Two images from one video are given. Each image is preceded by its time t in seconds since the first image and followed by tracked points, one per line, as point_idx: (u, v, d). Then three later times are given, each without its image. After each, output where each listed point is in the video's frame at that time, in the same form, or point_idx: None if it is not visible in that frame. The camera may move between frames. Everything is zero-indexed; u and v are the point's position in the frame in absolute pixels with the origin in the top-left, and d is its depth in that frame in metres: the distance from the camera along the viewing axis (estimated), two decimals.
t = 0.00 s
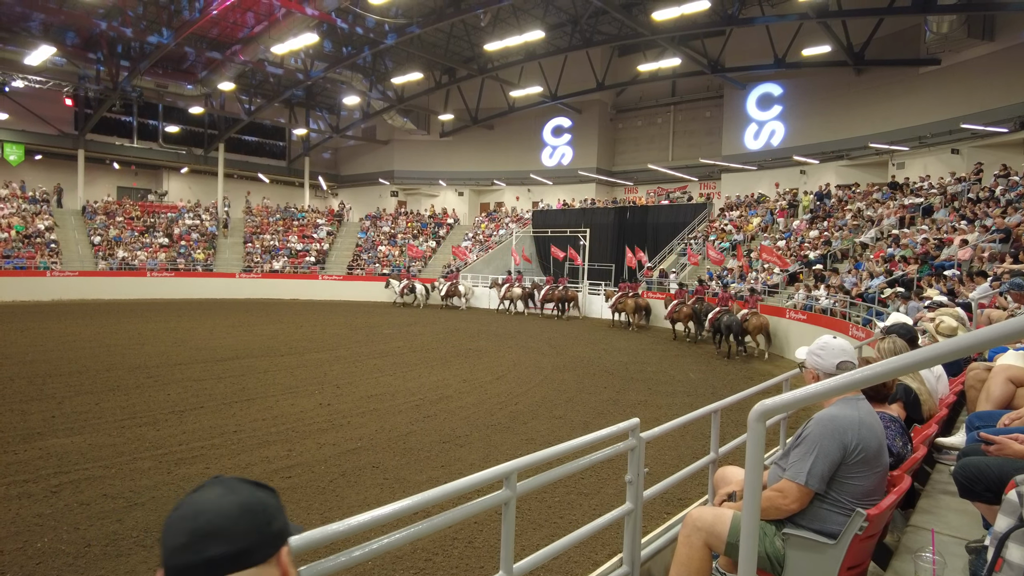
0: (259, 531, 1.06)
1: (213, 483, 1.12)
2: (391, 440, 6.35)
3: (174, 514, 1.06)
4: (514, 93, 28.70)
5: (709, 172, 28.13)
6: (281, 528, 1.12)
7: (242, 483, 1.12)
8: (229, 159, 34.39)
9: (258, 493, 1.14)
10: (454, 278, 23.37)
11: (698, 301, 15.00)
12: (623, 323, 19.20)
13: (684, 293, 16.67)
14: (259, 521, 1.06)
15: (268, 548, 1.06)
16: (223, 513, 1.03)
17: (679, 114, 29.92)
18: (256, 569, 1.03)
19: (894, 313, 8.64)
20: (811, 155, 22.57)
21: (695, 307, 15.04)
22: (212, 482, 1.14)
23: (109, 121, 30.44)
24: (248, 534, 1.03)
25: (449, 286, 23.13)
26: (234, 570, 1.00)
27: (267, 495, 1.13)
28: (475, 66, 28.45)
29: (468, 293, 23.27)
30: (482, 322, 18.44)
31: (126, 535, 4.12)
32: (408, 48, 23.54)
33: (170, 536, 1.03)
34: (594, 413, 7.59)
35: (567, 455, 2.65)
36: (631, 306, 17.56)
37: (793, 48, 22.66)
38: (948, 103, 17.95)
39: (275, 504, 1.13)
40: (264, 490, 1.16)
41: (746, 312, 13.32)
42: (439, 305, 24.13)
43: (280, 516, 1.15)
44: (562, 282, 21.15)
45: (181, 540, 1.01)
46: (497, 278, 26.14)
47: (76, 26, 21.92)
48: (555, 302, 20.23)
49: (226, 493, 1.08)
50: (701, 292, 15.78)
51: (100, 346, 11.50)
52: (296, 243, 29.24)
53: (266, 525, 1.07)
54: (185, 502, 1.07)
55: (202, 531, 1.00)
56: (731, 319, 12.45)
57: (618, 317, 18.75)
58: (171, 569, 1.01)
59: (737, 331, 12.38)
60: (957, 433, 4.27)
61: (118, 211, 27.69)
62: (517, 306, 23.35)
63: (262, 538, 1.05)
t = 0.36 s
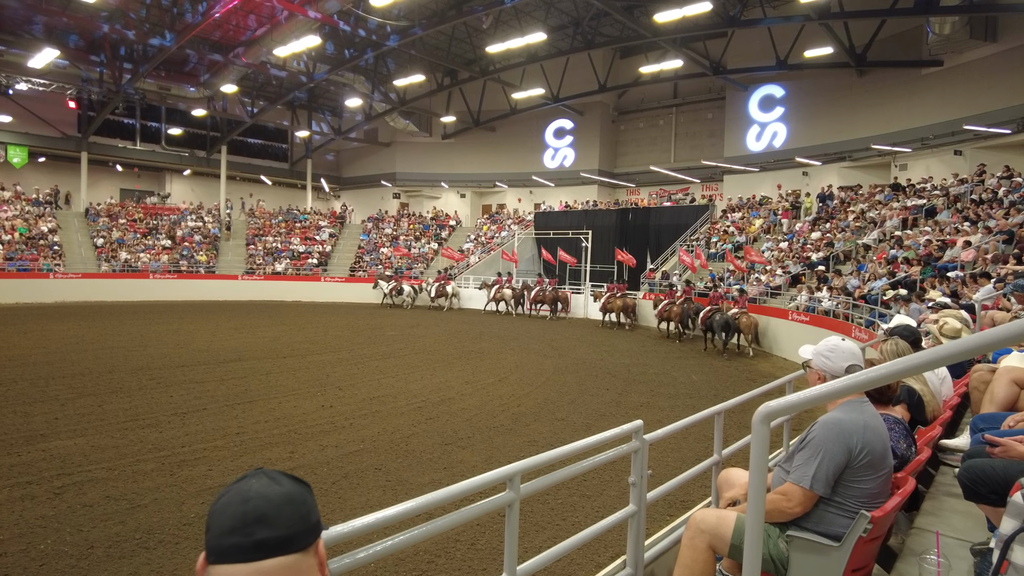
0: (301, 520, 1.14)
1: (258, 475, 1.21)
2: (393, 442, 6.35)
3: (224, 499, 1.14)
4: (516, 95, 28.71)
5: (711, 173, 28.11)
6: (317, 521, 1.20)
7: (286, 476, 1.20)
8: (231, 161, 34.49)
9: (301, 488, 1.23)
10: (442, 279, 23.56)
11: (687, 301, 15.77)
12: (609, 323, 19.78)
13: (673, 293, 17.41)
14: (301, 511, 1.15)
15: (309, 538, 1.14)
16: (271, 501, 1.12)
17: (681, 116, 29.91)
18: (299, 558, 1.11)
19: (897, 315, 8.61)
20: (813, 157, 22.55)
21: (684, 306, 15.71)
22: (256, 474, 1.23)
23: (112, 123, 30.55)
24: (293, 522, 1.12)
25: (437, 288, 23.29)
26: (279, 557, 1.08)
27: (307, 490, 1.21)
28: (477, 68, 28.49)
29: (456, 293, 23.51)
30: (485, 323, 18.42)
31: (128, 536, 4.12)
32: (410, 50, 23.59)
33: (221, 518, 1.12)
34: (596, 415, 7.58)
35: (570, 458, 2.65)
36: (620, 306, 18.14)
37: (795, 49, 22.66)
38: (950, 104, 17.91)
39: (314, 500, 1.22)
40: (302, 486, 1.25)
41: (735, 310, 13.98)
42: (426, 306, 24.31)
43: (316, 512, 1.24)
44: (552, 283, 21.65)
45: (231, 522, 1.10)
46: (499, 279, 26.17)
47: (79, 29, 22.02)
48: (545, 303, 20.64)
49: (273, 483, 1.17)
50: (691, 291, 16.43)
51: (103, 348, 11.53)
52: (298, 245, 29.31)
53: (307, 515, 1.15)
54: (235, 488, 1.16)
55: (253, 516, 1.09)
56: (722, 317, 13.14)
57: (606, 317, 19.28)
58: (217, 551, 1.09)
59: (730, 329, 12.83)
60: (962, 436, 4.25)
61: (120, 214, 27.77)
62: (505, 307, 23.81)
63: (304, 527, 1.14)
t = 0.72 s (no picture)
0: (298, 515, 1.20)
1: (253, 476, 1.25)
2: (397, 444, 6.35)
3: (221, 499, 1.18)
4: (518, 98, 28.73)
5: (714, 175, 28.10)
6: (311, 516, 1.26)
7: (280, 475, 1.25)
8: (235, 164, 34.63)
9: (294, 485, 1.28)
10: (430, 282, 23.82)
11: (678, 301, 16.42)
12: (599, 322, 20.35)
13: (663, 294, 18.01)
14: (297, 507, 1.21)
15: (305, 531, 1.20)
16: (269, 498, 1.17)
17: (684, 118, 29.89)
18: (297, 550, 1.17)
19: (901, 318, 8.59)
20: (816, 159, 22.55)
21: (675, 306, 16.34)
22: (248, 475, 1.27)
23: (116, 126, 30.69)
24: (290, 518, 1.17)
25: (426, 290, 23.56)
26: (277, 552, 1.13)
27: (300, 486, 1.27)
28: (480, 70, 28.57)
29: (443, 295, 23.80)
30: (487, 326, 18.42)
31: (132, 539, 4.13)
32: (414, 53, 23.67)
33: (219, 517, 1.16)
34: (599, 417, 7.57)
35: (574, 460, 2.65)
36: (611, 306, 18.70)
37: (797, 51, 22.67)
38: (954, 106, 17.87)
39: (306, 495, 1.28)
40: (295, 483, 1.30)
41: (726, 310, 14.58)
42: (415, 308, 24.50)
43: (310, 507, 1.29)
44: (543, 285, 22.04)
45: (230, 522, 1.14)
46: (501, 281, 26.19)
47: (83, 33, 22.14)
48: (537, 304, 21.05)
49: (269, 481, 1.22)
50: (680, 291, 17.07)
51: (108, 351, 11.57)
52: (301, 248, 29.44)
53: (302, 510, 1.21)
54: (230, 488, 1.19)
55: (252, 513, 1.13)
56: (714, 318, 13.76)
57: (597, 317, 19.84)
58: (216, 549, 1.13)
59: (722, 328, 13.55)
60: (966, 438, 4.24)
61: (124, 216, 27.89)
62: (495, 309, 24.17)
63: (300, 522, 1.20)
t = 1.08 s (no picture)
0: (292, 507, 1.19)
1: (247, 465, 1.25)
2: (401, 446, 6.36)
3: (215, 491, 1.18)
4: (522, 100, 28.72)
5: (718, 177, 28.06)
6: (308, 503, 1.26)
7: (275, 464, 1.25)
8: (239, 166, 34.78)
9: (289, 473, 1.27)
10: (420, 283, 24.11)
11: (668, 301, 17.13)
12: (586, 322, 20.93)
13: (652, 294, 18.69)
14: (292, 497, 1.20)
15: (300, 521, 1.19)
16: (261, 490, 1.16)
17: (688, 120, 29.86)
18: (291, 542, 1.17)
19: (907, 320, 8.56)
20: (820, 161, 22.50)
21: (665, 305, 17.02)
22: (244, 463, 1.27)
23: (122, 129, 30.86)
24: (284, 509, 1.17)
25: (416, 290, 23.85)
26: (271, 544, 1.13)
27: (295, 475, 1.26)
28: (484, 72, 28.62)
29: (434, 296, 24.13)
30: (492, 328, 18.41)
31: (138, 539, 4.16)
32: (418, 56, 23.72)
33: (212, 509, 1.16)
34: (604, 419, 7.55)
35: (579, 462, 2.65)
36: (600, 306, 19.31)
37: (802, 52, 22.63)
38: (960, 106, 17.78)
39: (303, 482, 1.27)
40: (292, 471, 1.29)
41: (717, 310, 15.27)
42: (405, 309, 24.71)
43: (307, 496, 1.29)
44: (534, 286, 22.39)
45: (224, 514, 1.14)
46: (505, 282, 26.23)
47: (89, 36, 22.27)
48: (528, 305, 21.48)
49: (262, 472, 1.21)
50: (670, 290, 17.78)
51: (113, 352, 11.62)
52: (306, 250, 29.58)
53: (297, 500, 1.21)
54: (224, 480, 1.19)
55: (244, 505, 1.13)
56: (707, 316, 14.34)
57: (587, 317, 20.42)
58: (210, 541, 1.13)
59: (715, 327, 14.23)
60: (973, 441, 4.22)
61: (130, 218, 28.05)
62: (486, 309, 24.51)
63: (294, 513, 1.19)
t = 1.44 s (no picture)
0: (273, 511, 1.13)
1: (225, 467, 1.19)
2: (406, 447, 6.37)
3: (190, 495, 1.13)
4: (527, 101, 28.74)
5: (723, 178, 28.03)
6: (293, 504, 1.20)
7: (254, 466, 1.19)
8: (245, 168, 34.96)
9: (271, 473, 1.21)
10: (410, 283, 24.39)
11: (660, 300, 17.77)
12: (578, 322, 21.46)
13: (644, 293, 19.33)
14: (274, 500, 1.14)
15: (282, 525, 1.13)
16: (237, 496, 1.10)
17: (693, 121, 29.81)
18: (271, 550, 1.11)
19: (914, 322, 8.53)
20: (826, 162, 22.45)
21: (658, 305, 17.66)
22: (224, 463, 1.21)
23: (129, 131, 31.06)
24: (264, 514, 1.10)
25: (406, 291, 24.13)
26: (248, 555, 1.07)
27: (278, 476, 1.20)
28: (488, 74, 28.65)
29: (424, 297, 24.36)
30: (496, 329, 18.39)
31: (144, 539, 4.19)
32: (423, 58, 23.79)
33: (187, 515, 1.10)
34: (609, 421, 7.53)
35: (585, 463, 2.65)
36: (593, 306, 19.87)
37: (808, 53, 22.58)
38: (967, 107, 17.68)
39: (286, 484, 1.21)
40: (274, 470, 1.24)
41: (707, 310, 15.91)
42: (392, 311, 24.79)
43: (292, 495, 1.23)
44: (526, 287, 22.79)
45: (198, 522, 1.08)
46: (510, 284, 26.25)
47: (96, 39, 22.44)
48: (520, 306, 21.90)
49: (239, 476, 1.15)
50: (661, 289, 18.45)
51: (119, 353, 11.68)
52: (311, 251, 29.72)
53: (280, 504, 1.15)
54: (201, 483, 1.14)
55: (220, 512, 1.07)
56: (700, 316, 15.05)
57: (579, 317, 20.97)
58: (186, 550, 1.07)
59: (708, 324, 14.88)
60: (980, 443, 4.19)
61: (136, 220, 28.21)
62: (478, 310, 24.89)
63: (276, 517, 1.13)
